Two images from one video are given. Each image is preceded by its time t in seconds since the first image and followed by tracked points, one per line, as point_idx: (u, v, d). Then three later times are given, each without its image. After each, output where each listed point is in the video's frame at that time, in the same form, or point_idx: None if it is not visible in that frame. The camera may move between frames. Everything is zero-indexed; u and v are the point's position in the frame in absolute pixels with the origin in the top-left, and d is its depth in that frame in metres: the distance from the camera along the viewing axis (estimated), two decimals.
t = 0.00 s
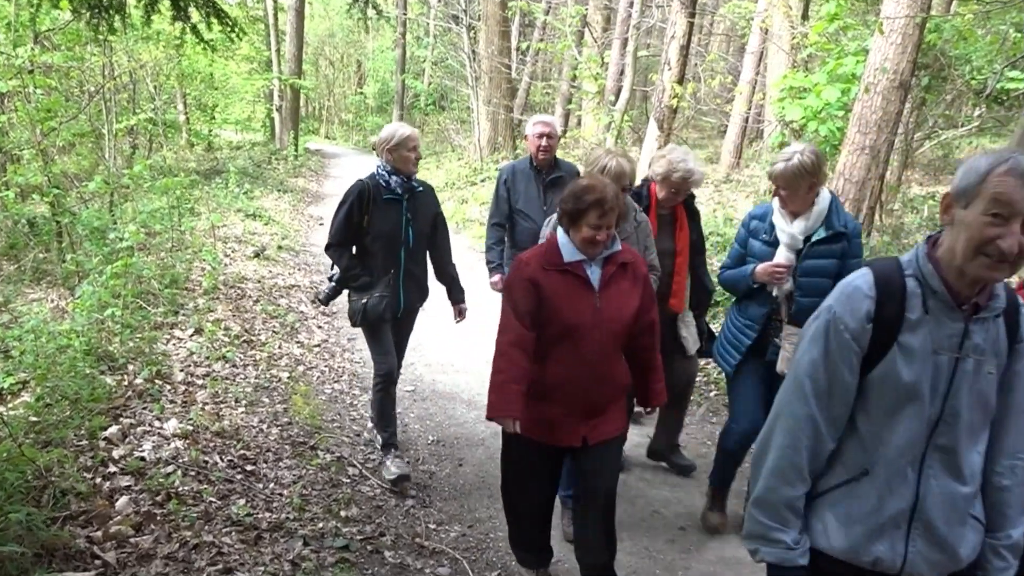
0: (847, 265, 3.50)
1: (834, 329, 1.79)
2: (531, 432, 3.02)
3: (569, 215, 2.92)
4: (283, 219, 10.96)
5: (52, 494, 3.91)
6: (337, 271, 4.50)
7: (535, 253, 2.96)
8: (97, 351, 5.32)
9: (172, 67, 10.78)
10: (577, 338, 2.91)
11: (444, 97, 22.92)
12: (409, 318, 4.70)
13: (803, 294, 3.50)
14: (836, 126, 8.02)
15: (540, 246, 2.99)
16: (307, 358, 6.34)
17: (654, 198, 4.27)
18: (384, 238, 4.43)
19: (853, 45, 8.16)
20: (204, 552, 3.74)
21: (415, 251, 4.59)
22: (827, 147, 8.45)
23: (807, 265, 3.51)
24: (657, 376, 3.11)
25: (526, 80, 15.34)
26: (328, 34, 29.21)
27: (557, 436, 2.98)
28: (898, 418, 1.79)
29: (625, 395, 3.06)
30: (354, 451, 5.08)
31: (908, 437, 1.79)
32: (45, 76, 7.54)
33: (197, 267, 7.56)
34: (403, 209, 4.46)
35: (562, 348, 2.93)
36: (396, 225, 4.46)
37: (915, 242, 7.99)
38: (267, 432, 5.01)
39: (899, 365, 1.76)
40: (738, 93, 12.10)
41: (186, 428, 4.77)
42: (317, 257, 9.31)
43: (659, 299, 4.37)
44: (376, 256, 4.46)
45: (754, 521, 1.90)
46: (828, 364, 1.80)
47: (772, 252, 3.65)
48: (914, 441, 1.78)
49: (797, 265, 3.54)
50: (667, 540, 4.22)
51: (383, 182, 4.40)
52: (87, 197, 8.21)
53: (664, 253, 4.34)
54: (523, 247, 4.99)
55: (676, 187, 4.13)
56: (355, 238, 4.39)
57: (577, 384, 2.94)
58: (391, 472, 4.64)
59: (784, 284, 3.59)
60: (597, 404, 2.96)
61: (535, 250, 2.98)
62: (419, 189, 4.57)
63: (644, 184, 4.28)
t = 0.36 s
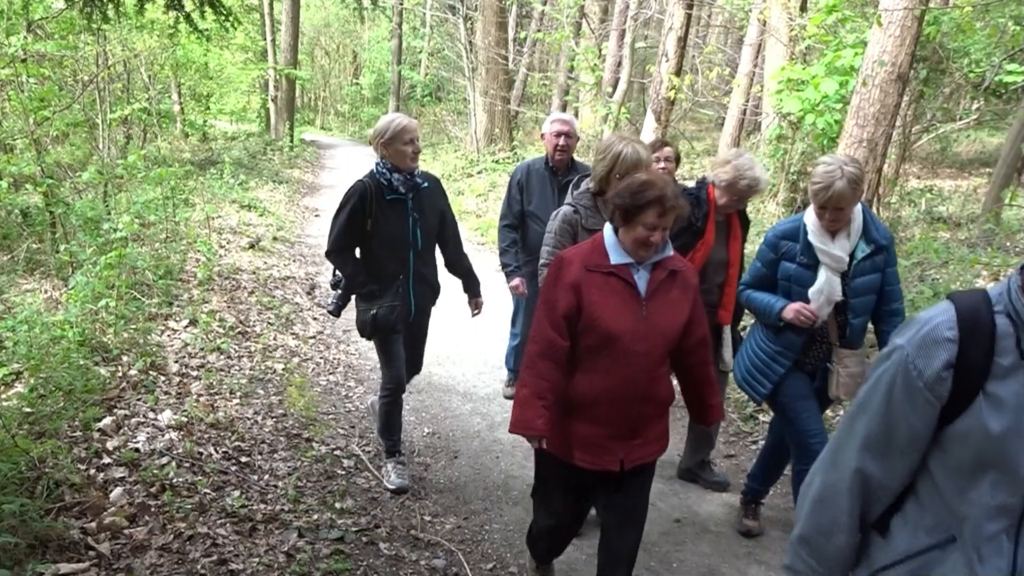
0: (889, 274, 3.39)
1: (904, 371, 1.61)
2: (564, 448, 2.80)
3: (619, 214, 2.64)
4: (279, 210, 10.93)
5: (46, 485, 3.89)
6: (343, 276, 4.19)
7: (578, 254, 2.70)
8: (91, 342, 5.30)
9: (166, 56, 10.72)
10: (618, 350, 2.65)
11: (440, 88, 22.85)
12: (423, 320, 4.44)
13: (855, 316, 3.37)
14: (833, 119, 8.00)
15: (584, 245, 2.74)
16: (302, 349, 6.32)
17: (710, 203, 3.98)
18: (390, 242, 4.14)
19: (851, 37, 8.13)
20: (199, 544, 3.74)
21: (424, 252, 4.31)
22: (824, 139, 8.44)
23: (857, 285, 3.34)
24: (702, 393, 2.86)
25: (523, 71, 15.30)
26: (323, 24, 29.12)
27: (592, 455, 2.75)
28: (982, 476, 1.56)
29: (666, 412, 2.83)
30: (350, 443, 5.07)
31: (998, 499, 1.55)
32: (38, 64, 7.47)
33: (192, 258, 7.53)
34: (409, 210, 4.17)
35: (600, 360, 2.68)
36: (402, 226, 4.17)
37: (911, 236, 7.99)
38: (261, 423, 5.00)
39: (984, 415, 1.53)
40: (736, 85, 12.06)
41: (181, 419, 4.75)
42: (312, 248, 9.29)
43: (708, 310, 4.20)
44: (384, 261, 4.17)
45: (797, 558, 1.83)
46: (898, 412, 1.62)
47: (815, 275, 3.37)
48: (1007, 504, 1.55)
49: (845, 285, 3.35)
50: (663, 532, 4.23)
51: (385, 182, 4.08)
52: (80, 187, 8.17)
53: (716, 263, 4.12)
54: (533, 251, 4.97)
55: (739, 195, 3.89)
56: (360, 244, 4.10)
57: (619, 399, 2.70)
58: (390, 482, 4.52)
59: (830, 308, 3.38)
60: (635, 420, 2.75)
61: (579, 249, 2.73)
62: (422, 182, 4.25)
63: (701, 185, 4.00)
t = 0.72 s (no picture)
0: (953, 270, 3.09)
1: None
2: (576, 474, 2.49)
3: (651, 221, 2.34)
4: (274, 202, 10.91)
5: (40, 478, 3.88)
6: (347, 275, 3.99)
7: (605, 265, 2.41)
8: (85, 334, 5.28)
9: (160, 46, 10.67)
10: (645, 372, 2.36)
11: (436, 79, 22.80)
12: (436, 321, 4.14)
13: (924, 317, 3.06)
14: (831, 110, 7.97)
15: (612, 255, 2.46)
16: (298, 341, 6.31)
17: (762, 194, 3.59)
18: (393, 240, 3.93)
19: (850, 28, 8.10)
20: (194, 536, 3.72)
21: (433, 247, 4.04)
22: (822, 130, 8.42)
23: (925, 282, 3.02)
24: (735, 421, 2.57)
25: (519, 62, 15.25)
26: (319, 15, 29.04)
27: (610, 483, 2.43)
28: None
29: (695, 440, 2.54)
30: (345, 435, 5.06)
31: None
32: (31, 54, 7.42)
33: (187, 249, 7.51)
34: (413, 205, 3.92)
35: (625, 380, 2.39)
36: (407, 221, 3.93)
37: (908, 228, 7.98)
38: (256, 415, 4.98)
39: None
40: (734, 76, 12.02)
41: (175, 412, 4.74)
42: (308, 240, 9.26)
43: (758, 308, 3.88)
44: (388, 259, 3.95)
45: None
46: None
47: (881, 275, 3.02)
48: None
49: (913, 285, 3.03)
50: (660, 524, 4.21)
51: (388, 175, 3.84)
52: (74, 179, 8.13)
53: (766, 257, 3.78)
54: (542, 246, 4.52)
55: (796, 184, 3.48)
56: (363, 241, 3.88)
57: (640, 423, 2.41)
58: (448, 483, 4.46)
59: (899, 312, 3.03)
60: (660, 445, 2.45)
61: (607, 256, 2.44)
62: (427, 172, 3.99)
63: (751, 174, 3.61)
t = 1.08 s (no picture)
0: None
1: None
2: (615, 529, 2.16)
3: (679, 237, 2.00)
4: (268, 194, 10.88)
5: (33, 471, 3.86)
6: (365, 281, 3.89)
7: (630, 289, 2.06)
8: (78, 327, 5.26)
9: (153, 38, 10.61)
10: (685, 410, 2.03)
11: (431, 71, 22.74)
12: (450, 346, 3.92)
13: (1014, 345, 2.82)
14: (828, 103, 7.95)
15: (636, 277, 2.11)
16: (292, 335, 6.29)
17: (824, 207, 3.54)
18: (411, 253, 3.75)
19: (847, 22, 8.07)
20: (188, 530, 3.71)
21: (452, 267, 3.82)
22: (819, 124, 8.40)
23: (1011, 306, 2.81)
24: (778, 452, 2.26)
25: (515, 55, 15.20)
26: (314, 7, 28.98)
27: (647, 535, 2.11)
28: None
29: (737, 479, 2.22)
30: (340, 429, 5.05)
31: None
32: (22, 45, 7.35)
33: (180, 242, 7.48)
34: (434, 221, 3.71)
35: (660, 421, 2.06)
36: (428, 235, 3.72)
37: (904, 222, 7.97)
38: (251, 409, 4.97)
39: None
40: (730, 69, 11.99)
41: (169, 405, 4.72)
42: (302, 233, 9.23)
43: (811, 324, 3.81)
44: (406, 271, 3.78)
45: None
46: None
47: (962, 299, 2.80)
48: None
49: (997, 308, 2.81)
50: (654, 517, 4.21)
51: (414, 185, 3.68)
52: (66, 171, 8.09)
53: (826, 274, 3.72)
54: (549, 257, 4.46)
55: (861, 198, 3.44)
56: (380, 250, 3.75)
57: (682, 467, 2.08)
58: (467, 532, 3.94)
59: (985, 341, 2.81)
60: (707, 488, 2.13)
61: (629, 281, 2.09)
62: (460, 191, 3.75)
63: (814, 187, 3.57)
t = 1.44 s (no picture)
0: None
1: None
2: None
3: (756, 261, 1.79)
4: (264, 187, 10.86)
5: (26, 465, 3.85)
6: (395, 280, 3.40)
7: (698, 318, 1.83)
8: (72, 321, 5.24)
9: (148, 29, 10.57)
10: (763, 454, 1.82)
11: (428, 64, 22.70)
12: (484, 352, 3.51)
13: None
14: (826, 97, 7.94)
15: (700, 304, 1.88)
16: (288, 328, 6.27)
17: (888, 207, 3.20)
18: (452, 252, 3.27)
19: (845, 15, 8.04)
20: (182, 524, 3.70)
21: (494, 268, 3.35)
22: (817, 118, 8.39)
23: None
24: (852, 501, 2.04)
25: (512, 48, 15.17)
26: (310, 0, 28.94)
27: None
28: None
29: (814, 531, 2.00)
30: (335, 423, 5.04)
31: None
32: (16, 37, 7.31)
33: (175, 236, 7.46)
34: (478, 217, 3.26)
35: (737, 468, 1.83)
36: (471, 233, 3.27)
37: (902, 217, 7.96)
38: (245, 403, 4.95)
39: None
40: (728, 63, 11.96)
41: (164, 399, 4.70)
42: (298, 227, 9.22)
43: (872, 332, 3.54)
44: (442, 272, 3.31)
45: None
46: None
47: None
48: None
49: None
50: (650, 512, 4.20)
51: (457, 176, 3.26)
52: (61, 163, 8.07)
53: (890, 278, 3.40)
54: (564, 258, 4.27)
55: (925, 196, 3.10)
56: (415, 247, 3.29)
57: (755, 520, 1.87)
58: (464, 528, 3.91)
59: None
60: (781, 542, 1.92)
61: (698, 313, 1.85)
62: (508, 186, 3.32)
63: (874, 183, 3.22)
